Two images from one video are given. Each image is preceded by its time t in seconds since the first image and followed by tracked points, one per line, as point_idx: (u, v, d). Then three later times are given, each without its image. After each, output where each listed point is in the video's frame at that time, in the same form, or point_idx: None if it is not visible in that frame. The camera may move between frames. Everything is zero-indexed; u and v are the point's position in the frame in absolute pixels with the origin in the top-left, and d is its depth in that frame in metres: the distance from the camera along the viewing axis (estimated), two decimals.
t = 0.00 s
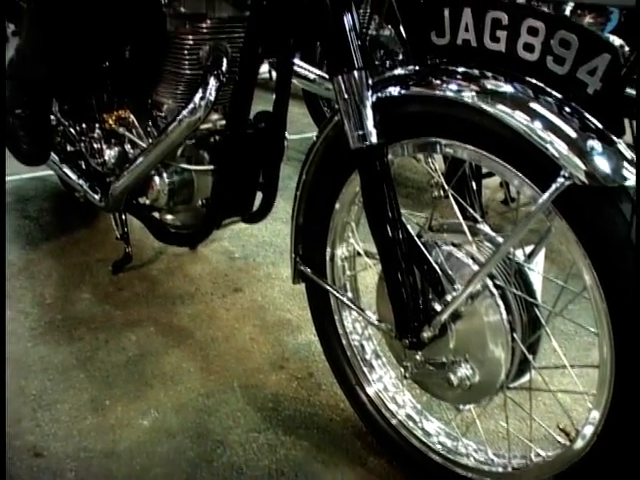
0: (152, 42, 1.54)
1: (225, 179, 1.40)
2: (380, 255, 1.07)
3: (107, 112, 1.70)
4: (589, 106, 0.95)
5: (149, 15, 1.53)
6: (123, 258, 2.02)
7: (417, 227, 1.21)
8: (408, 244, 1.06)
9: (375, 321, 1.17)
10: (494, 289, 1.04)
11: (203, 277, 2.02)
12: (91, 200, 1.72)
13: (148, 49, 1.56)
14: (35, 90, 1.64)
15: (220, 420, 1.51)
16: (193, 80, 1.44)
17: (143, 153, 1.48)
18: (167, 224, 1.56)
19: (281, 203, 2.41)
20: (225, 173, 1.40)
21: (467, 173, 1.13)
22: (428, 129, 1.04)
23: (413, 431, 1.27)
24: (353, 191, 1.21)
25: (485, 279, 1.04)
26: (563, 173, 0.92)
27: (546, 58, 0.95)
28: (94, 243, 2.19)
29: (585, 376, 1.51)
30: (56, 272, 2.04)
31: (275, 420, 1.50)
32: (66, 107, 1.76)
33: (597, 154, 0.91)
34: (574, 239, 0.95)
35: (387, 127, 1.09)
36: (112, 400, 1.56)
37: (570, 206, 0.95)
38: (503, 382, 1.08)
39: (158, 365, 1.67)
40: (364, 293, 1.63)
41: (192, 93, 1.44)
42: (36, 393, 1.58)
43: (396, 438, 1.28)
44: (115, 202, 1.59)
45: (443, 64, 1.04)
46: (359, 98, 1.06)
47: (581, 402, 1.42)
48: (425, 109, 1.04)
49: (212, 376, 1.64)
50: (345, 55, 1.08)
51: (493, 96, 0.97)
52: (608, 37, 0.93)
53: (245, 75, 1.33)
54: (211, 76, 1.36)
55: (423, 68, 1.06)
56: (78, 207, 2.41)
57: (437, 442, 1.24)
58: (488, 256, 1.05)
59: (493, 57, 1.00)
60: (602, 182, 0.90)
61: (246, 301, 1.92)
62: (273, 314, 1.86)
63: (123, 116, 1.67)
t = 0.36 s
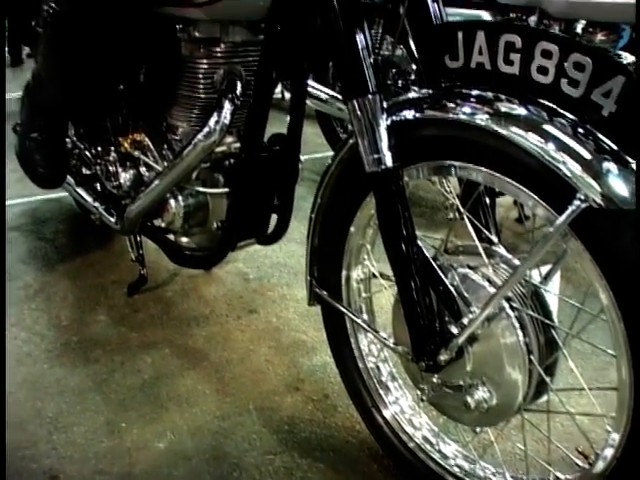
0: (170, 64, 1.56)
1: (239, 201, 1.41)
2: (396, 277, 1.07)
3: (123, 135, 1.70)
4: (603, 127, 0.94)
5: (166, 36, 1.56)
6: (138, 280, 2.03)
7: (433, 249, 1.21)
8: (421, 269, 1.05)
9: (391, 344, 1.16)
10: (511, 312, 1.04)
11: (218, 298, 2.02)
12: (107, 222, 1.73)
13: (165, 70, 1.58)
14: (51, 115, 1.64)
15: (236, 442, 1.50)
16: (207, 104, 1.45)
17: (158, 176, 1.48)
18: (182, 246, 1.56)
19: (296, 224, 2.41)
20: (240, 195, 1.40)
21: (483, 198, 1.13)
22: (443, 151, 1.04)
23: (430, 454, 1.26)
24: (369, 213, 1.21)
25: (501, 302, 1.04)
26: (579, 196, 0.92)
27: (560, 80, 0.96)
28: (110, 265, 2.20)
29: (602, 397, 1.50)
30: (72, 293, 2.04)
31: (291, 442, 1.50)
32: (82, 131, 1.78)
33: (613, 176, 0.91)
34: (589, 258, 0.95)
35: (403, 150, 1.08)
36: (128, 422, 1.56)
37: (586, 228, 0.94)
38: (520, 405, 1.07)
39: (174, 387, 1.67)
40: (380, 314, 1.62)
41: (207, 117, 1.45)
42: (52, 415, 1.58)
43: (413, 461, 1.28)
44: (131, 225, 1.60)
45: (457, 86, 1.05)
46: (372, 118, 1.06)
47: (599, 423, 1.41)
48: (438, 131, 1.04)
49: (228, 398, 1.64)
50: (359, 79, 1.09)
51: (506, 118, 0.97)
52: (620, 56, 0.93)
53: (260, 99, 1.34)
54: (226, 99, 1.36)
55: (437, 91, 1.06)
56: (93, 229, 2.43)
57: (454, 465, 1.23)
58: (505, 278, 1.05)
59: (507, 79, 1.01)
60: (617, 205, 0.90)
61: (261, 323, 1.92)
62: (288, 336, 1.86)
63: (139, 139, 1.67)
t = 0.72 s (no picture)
0: (192, 84, 1.56)
1: (263, 218, 1.40)
2: (423, 295, 1.07)
3: (147, 153, 1.69)
4: (630, 143, 0.94)
5: (188, 57, 1.55)
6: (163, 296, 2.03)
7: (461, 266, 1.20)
8: (452, 293, 1.06)
9: (419, 361, 1.16)
10: (539, 329, 1.03)
11: (242, 315, 2.02)
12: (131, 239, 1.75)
13: (188, 92, 1.58)
14: (79, 133, 1.67)
15: (262, 459, 1.50)
16: (232, 122, 1.44)
17: (183, 193, 1.49)
18: (207, 264, 1.57)
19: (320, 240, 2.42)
20: (264, 212, 1.40)
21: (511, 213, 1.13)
22: (467, 168, 1.04)
23: (457, 472, 1.26)
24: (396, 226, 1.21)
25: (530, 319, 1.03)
26: (609, 213, 0.90)
27: (587, 96, 0.96)
28: (135, 281, 2.21)
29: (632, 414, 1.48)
30: (98, 310, 2.05)
31: (318, 459, 1.50)
32: (107, 149, 1.76)
33: None
34: (617, 273, 0.93)
35: (429, 169, 1.08)
36: (154, 439, 1.57)
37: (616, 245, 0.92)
38: (550, 422, 1.06)
39: (199, 404, 1.67)
40: (406, 330, 1.62)
41: (232, 135, 1.44)
42: (78, 432, 1.59)
43: None
44: (156, 243, 1.61)
45: (482, 103, 1.05)
46: (397, 137, 1.06)
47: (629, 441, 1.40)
48: (462, 148, 1.03)
49: (253, 415, 1.64)
50: (385, 96, 1.09)
51: (532, 134, 0.97)
52: None
53: (284, 117, 1.35)
54: (250, 117, 1.38)
55: (463, 109, 1.05)
56: (118, 245, 2.44)
57: None
58: (533, 295, 1.04)
59: (535, 95, 1.01)
60: None
61: (286, 339, 1.92)
62: (313, 352, 1.86)
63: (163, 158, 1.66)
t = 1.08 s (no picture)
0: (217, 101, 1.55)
1: (287, 236, 1.41)
2: (450, 312, 1.06)
3: (170, 171, 1.67)
4: None
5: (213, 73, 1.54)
6: (186, 313, 2.04)
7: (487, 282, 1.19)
8: (479, 313, 1.05)
9: (445, 378, 1.16)
10: (567, 346, 1.02)
11: (265, 331, 2.02)
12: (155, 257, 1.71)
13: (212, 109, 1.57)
14: (103, 150, 1.68)
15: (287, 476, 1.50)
16: (256, 140, 1.44)
17: (207, 211, 1.50)
18: (231, 281, 1.57)
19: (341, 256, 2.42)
20: (289, 230, 1.41)
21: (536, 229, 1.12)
22: (493, 185, 1.03)
23: None
24: (421, 241, 1.20)
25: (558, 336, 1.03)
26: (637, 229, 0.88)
27: (613, 112, 0.95)
28: (158, 298, 2.22)
29: None
30: (121, 327, 2.06)
31: (342, 477, 1.49)
32: (131, 168, 1.76)
33: None
34: None
35: (454, 185, 1.08)
36: (179, 456, 1.57)
37: None
38: (578, 440, 1.05)
39: (223, 420, 1.67)
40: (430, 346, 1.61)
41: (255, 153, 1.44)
42: (103, 449, 1.59)
43: None
44: (180, 260, 1.62)
45: (507, 119, 1.04)
46: (419, 149, 1.07)
47: None
48: (486, 165, 1.02)
49: (277, 431, 1.63)
50: (406, 107, 1.10)
51: (556, 150, 0.96)
52: None
53: (307, 136, 1.35)
54: (274, 134, 1.39)
55: (487, 125, 1.05)
56: (141, 261, 2.45)
57: None
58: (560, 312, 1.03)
59: (560, 111, 1.01)
60: None
61: (310, 355, 1.91)
62: (336, 368, 1.86)
63: (187, 176, 1.62)
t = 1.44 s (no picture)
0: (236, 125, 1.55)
1: (307, 257, 1.42)
2: (471, 332, 1.06)
3: (189, 193, 1.68)
4: None
5: (232, 96, 1.53)
6: (205, 333, 2.04)
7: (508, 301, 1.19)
8: (502, 334, 1.05)
9: (467, 399, 1.15)
10: (592, 366, 1.02)
11: (284, 351, 2.02)
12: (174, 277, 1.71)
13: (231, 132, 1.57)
14: (122, 172, 1.71)
15: None
16: (274, 161, 1.46)
17: (226, 233, 1.50)
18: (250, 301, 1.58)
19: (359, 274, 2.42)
20: (308, 251, 1.41)
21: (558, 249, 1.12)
22: (513, 205, 1.02)
23: None
24: (441, 263, 1.20)
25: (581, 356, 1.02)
26: None
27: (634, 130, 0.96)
28: (176, 318, 2.22)
29: None
30: (140, 347, 2.07)
31: None
32: (149, 190, 1.77)
33: None
34: None
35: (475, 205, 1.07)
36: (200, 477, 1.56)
37: None
38: (605, 460, 1.04)
39: (244, 441, 1.67)
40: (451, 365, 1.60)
41: (274, 174, 1.46)
42: (124, 470, 1.59)
43: None
44: (199, 281, 1.62)
45: (526, 139, 1.04)
46: (438, 163, 1.07)
47: None
48: (506, 185, 1.02)
49: (298, 452, 1.63)
50: (424, 123, 1.09)
51: (574, 169, 0.96)
52: None
53: (326, 156, 1.34)
54: (292, 156, 1.39)
55: (506, 146, 1.05)
56: (159, 281, 2.46)
57: None
58: (583, 332, 1.03)
59: (580, 130, 1.01)
60: None
61: (330, 374, 1.91)
62: (357, 387, 1.85)
63: (205, 197, 1.63)
